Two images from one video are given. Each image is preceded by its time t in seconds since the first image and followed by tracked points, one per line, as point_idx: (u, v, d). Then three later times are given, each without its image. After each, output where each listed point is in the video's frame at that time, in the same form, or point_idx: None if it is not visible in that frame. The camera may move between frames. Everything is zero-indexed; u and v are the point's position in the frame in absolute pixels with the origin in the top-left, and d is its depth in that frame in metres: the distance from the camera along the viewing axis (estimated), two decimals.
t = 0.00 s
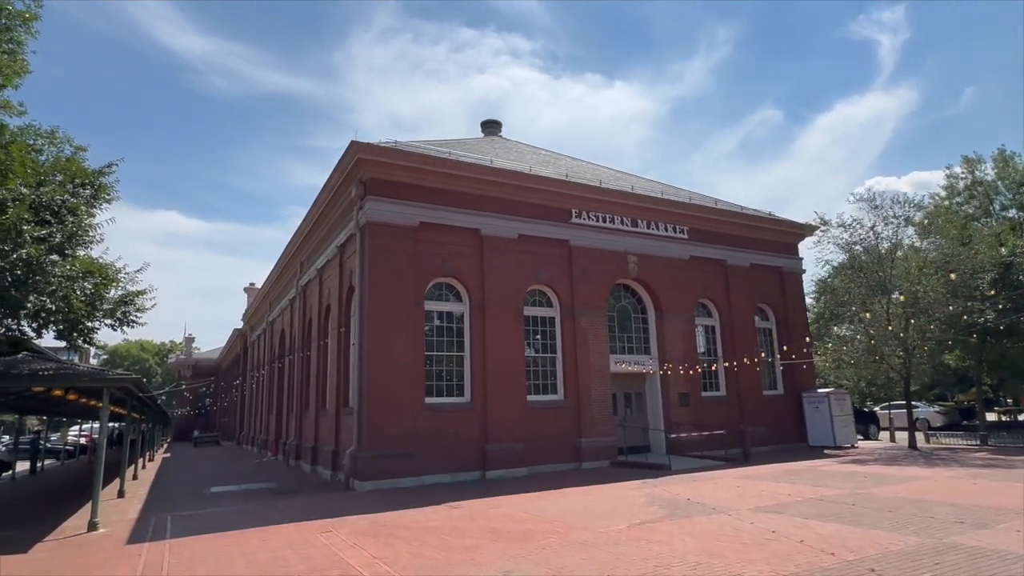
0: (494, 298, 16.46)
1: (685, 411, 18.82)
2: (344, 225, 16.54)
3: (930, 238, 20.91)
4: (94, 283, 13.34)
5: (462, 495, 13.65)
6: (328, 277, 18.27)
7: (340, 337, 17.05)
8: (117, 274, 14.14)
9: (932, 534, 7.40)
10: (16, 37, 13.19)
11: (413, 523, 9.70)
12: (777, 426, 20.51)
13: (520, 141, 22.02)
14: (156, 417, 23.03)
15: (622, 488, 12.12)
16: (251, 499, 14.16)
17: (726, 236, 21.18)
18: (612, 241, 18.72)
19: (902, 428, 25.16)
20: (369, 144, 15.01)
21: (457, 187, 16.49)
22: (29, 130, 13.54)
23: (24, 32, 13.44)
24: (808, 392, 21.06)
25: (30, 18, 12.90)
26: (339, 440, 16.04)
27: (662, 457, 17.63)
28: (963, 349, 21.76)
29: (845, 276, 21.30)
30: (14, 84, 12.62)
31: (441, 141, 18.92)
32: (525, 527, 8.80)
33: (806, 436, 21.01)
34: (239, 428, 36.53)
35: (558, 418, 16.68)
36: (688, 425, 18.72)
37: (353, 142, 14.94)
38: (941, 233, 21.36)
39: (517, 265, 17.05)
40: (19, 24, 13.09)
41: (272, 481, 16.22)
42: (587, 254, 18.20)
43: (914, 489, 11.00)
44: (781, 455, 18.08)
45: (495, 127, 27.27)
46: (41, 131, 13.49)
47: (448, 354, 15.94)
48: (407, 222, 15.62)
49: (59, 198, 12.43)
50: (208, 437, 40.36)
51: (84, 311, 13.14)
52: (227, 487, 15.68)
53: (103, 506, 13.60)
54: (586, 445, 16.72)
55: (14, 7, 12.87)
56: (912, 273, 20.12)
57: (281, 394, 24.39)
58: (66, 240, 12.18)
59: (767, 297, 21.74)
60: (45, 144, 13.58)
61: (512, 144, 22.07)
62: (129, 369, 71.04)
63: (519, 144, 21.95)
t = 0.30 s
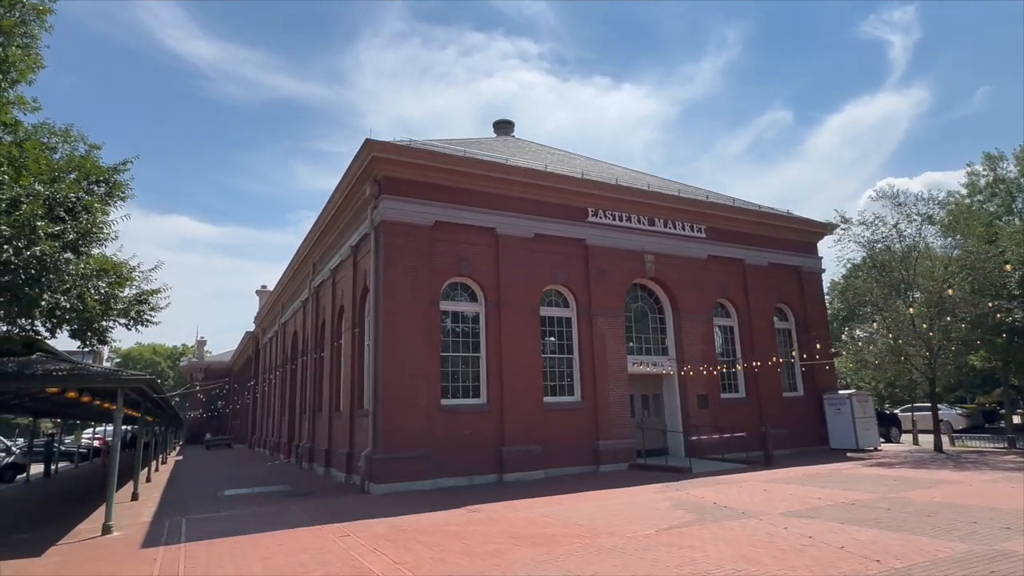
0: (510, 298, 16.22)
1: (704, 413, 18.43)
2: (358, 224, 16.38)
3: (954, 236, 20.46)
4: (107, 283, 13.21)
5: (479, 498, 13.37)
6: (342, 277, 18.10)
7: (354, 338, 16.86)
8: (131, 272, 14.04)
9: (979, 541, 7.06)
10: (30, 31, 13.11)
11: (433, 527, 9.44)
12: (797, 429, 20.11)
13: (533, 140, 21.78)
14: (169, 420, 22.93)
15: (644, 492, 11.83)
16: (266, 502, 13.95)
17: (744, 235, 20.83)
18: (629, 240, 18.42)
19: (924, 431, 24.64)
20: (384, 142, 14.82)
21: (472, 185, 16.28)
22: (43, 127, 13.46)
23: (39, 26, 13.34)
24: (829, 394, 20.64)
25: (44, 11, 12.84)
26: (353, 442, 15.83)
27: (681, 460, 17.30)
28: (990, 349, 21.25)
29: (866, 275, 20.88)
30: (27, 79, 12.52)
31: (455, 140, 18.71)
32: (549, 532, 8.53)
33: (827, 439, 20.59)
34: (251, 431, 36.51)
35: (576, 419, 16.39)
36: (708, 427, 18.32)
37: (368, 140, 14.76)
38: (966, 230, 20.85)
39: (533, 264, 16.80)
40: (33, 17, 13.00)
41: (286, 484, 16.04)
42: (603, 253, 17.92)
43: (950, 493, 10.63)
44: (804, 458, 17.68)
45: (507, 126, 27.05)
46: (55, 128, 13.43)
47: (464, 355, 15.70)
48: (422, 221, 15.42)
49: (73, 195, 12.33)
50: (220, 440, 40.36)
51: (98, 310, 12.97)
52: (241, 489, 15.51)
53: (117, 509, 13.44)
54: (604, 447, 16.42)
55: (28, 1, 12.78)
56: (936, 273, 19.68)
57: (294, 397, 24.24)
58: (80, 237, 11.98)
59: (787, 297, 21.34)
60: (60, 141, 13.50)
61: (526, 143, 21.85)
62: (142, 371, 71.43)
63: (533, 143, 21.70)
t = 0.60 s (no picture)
0: (521, 297, 15.97)
1: (718, 414, 18.11)
2: (367, 223, 16.16)
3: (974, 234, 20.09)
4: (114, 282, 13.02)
5: (491, 502, 13.12)
6: (350, 277, 17.90)
7: (363, 338, 16.64)
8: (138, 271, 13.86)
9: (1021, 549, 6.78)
10: (35, 24, 12.93)
11: (448, 533, 9.20)
12: (812, 430, 19.78)
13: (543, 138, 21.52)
14: (176, 421, 22.77)
15: (662, 496, 11.57)
16: (275, 506, 13.75)
17: (757, 234, 20.51)
18: (641, 238, 18.14)
19: (940, 432, 24.26)
20: (393, 139, 14.59)
21: (482, 183, 16.03)
22: (49, 124, 13.30)
23: (44, 19, 13.15)
24: (845, 395, 20.31)
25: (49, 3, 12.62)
26: (363, 444, 15.61)
27: (696, 462, 17.01)
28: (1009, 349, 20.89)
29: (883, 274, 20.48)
30: (33, 73, 12.33)
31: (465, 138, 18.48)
32: (569, 538, 8.28)
33: (842, 441, 20.25)
34: (258, 432, 36.39)
35: (589, 421, 16.12)
36: (722, 429, 18.01)
37: (376, 137, 14.52)
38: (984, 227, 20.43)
39: (544, 263, 16.54)
40: (38, 11, 12.81)
41: (295, 487, 15.83)
42: (615, 252, 17.64)
43: (979, 497, 10.33)
44: (820, 460, 17.36)
45: (516, 125, 26.80)
46: (62, 126, 13.26)
47: (475, 355, 15.45)
48: (433, 220, 15.18)
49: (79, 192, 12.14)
50: (227, 441, 40.26)
51: (105, 310, 12.77)
52: (249, 492, 15.32)
53: (124, 512, 13.25)
54: (617, 450, 16.14)
55: None
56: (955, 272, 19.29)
57: (301, 398, 24.05)
58: (85, 235, 11.76)
59: (801, 297, 21.01)
60: (66, 139, 13.34)
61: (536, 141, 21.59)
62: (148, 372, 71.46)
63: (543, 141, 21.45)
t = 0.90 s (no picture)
0: (527, 290, 15.70)
1: (725, 409, 17.86)
2: (370, 215, 15.87)
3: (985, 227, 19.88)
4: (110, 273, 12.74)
5: (498, 497, 12.88)
6: (352, 270, 17.62)
7: (365, 332, 16.37)
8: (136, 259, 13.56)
9: None
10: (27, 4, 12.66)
11: (456, 530, 8.94)
12: (819, 425, 19.56)
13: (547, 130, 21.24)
14: (175, 416, 22.49)
15: (672, 492, 11.36)
16: (277, 502, 13.48)
17: (764, 227, 20.25)
18: (648, 231, 17.88)
19: (947, 427, 24.04)
20: (396, 128, 14.30)
21: (487, 174, 15.75)
22: (43, 110, 12.98)
23: None
24: (853, 389, 20.08)
25: None
26: (365, 439, 15.36)
27: (703, 457, 16.78)
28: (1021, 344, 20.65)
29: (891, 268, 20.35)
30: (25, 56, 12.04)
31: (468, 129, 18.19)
32: (582, 535, 8.02)
33: (850, 436, 20.03)
34: (258, 428, 36.17)
35: (595, 415, 15.86)
36: (729, 424, 17.76)
37: (379, 126, 14.23)
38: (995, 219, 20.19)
39: (550, 255, 16.27)
40: None
41: (297, 482, 15.58)
42: (622, 244, 17.37)
43: (998, 493, 10.11)
44: (829, 456, 17.13)
45: (518, 117, 26.48)
46: (56, 111, 12.95)
47: (479, 349, 15.18)
48: (436, 211, 14.89)
49: (75, 178, 11.83)
50: (227, 436, 40.00)
51: (101, 301, 12.50)
52: (250, 487, 15.07)
53: (122, 508, 13.00)
54: (623, 445, 15.89)
55: None
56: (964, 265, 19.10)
57: (302, 393, 23.78)
58: (80, 221, 11.50)
59: (808, 290, 20.76)
60: (61, 125, 13.03)
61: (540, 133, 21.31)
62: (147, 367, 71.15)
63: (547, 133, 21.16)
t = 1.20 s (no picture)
0: (527, 283, 15.41)
1: (727, 404, 17.65)
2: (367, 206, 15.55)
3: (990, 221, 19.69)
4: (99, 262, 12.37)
5: (499, 495, 12.61)
6: (349, 263, 17.28)
7: (362, 325, 16.06)
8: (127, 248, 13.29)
9: None
10: None
11: (459, 529, 8.68)
12: (822, 421, 19.38)
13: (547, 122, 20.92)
14: (167, 412, 22.11)
15: (678, 489, 11.13)
16: (272, 500, 13.17)
17: (766, 220, 20.02)
18: (650, 224, 17.61)
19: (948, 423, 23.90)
20: (395, 117, 13.97)
21: (486, 165, 15.43)
22: (29, 94, 12.59)
23: None
24: (855, 385, 19.90)
25: None
26: (362, 435, 15.07)
27: (706, 453, 16.56)
28: None
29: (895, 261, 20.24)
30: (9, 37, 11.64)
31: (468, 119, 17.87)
32: (590, 535, 7.76)
33: (852, 432, 19.87)
34: (253, 423, 35.84)
35: (596, 411, 15.60)
36: (731, 419, 17.54)
37: (377, 115, 13.90)
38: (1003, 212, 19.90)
39: (551, 248, 15.97)
40: None
41: (293, 478, 15.29)
42: (624, 237, 17.10)
43: (1012, 491, 9.92)
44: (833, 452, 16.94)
45: (517, 109, 26.13)
46: (42, 95, 12.54)
47: (478, 344, 14.88)
48: (436, 202, 14.58)
49: (61, 164, 11.43)
50: (221, 432, 39.63)
51: (90, 294, 12.16)
52: (245, 484, 14.76)
53: (114, 506, 12.68)
54: (625, 441, 15.64)
55: None
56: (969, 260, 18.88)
57: (297, 388, 23.46)
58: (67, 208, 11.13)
59: (810, 284, 20.55)
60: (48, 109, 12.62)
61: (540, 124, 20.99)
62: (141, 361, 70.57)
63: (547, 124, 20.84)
